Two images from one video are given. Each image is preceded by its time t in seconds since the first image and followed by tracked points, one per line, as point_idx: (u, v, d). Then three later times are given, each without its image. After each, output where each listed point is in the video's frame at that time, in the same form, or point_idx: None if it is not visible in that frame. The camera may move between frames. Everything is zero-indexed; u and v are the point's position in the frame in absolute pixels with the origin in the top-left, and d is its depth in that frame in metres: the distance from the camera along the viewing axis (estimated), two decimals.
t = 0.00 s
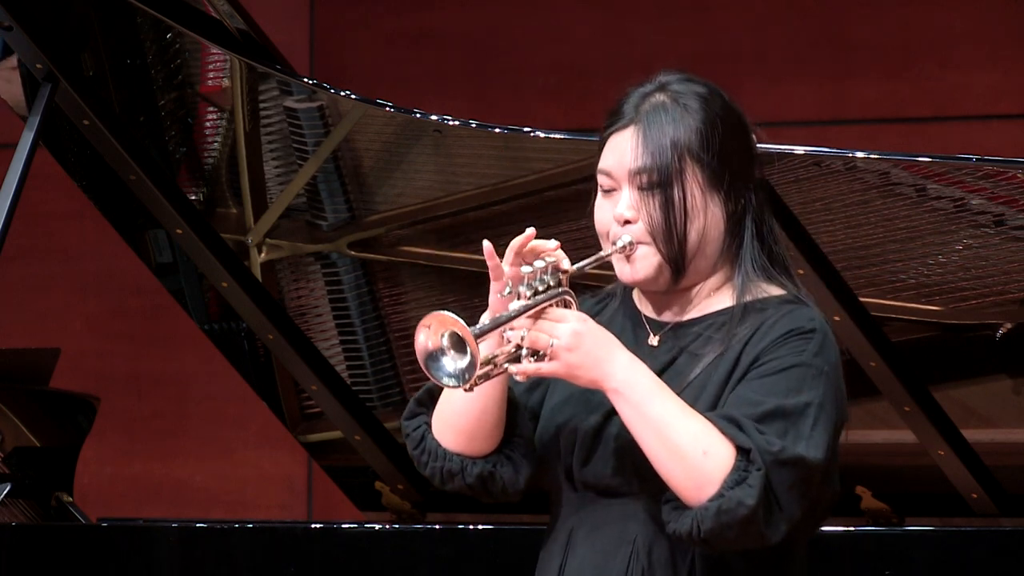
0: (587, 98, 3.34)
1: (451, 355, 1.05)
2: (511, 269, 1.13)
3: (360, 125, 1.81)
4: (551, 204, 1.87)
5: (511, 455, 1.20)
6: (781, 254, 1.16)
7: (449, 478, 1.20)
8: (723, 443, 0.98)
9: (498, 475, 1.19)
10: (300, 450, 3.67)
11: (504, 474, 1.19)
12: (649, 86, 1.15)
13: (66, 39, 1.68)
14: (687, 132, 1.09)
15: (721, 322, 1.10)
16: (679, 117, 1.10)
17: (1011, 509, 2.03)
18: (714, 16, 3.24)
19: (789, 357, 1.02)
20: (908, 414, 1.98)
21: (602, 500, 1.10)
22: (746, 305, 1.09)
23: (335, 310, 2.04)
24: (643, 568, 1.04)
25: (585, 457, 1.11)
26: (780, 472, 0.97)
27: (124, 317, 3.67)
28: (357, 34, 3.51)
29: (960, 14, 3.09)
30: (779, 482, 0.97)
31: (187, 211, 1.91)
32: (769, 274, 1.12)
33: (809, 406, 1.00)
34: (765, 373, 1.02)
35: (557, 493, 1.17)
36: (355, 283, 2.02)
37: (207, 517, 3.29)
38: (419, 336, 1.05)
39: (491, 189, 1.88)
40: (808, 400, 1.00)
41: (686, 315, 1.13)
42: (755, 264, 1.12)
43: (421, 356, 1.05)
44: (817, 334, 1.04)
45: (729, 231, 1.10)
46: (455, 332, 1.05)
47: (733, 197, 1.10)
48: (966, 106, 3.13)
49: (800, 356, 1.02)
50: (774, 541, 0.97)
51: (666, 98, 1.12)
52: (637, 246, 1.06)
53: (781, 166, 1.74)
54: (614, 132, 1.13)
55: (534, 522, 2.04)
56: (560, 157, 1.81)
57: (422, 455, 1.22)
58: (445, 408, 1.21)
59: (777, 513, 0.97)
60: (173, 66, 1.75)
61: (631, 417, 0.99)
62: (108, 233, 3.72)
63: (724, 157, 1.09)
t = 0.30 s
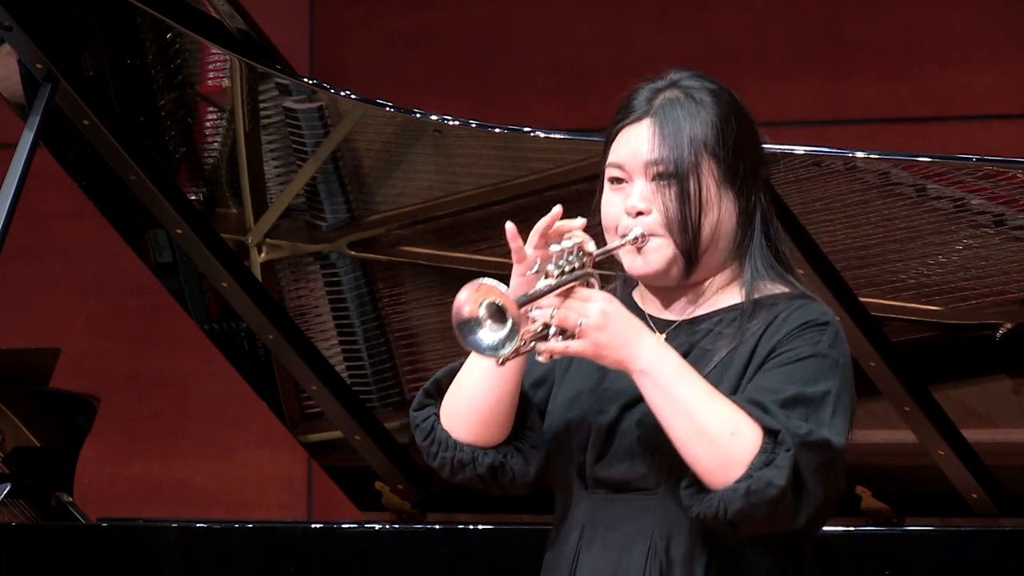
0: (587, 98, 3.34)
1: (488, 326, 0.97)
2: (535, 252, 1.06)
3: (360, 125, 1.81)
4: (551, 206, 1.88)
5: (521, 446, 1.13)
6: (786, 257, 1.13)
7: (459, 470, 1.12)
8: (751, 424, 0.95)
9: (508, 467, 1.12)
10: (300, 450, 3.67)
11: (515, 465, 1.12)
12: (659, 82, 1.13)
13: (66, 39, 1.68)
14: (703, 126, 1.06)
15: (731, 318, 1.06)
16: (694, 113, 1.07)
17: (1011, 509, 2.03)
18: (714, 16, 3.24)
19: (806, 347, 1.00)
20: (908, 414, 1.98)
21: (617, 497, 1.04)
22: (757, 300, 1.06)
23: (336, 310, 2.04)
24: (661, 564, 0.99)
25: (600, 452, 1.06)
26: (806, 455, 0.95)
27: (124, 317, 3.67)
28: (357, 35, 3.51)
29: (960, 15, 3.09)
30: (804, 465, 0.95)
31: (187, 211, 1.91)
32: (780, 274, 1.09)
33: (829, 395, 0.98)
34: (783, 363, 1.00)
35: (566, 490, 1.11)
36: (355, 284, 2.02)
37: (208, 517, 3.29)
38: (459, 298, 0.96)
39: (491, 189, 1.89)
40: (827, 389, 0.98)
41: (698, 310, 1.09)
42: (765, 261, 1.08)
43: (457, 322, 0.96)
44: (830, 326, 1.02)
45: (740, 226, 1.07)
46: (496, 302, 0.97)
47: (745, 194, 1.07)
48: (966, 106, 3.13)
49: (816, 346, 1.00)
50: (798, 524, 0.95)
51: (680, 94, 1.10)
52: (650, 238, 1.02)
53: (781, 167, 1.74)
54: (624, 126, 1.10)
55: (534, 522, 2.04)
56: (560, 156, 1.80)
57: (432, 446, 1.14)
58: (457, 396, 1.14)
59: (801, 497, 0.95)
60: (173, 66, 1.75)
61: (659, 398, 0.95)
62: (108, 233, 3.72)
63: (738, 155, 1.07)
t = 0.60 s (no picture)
0: (587, 98, 3.33)
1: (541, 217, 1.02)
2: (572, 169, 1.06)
3: (360, 125, 1.81)
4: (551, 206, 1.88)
5: (547, 380, 1.13)
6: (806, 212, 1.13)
7: (486, 401, 1.11)
8: (789, 341, 0.96)
9: (534, 398, 1.11)
10: (300, 450, 3.67)
11: (540, 398, 1.11)
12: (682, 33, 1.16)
13: (66, 39, 1.68)
14: (728, 72, 1.10)
15: (753, 263, 1.07)
16: (720, 60, 1.11)
17: (1011, 509, 2.04)
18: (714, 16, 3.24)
19: (834, 282, 1.01)
20: (908, 414, 1.98)
21: (648, 438, 1.04)
22: (777, 247, 1.06)
23: (336, 309, 2.04)
24: (696, 500, 0.99)
25: (631, 391, 1.05)
26: (846, 375, 0.96)
27: (124, 317, 3.67)
28: (357, 34, 3.51)
29: (960, 15, 3.10)
30: (843, 385, 0.96)
31: (187, 211, 1.91)
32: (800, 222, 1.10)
33: (859, 326, 0.99)
34: (811, 296, 1.00)
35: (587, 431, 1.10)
36: (355, 283, 2.02)
37: (207, 518, 3.29)
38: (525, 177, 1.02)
39: (490, 189, 1.89)
40: (857, 320, 0.99)
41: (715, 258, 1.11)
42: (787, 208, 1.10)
43: (516, 202, 1.02)
44: (855, 266, 1.03)
45: (761, 172, 1.10)
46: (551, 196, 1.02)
47: (765, 140, 1.10)
48: (966, 106, 3.12)
49: (844, 281, 1.01)
50: (835, 444, 0.96)
51: (705, 42, 1.12)
52: (674, 177, 1.05)
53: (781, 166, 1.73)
54: (646, 73, 1.14)
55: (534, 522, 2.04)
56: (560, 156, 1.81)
57: (457, 377, 1.13)
58: (485, 324, 1.13)
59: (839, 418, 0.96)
60: (173, 66, 1.74)
61: (699, 312, 0.96)
62: (108, 233, 3.72)
63: (761, 102, 1.10)
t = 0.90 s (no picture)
0: (587, 98, 3.33)
1: (551, 203, 1.02)
2: (592, 149, 1.10)
3: (360, 125, 1.81)
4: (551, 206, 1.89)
5: (583, 376, 1.14)
6: (834, 210, 1.16)
7: (523, 400, 1.12)
8: (793, 338, 0.97)
9: (571, 396, 1.13)
10: (300, 450, 3.67)
11: (577, 392, 1.13)
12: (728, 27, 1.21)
13: (66, 39, 1.68)
14: (766, 61, 1.14)
15: (775, 261, 1.08)
16: (757, 49, 1.15)
17: (1011, 509, 2.04)
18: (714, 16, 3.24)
19: (853, 281, 1.01)
20: (908, 414, 1.98)
21: (669, 436, 1.06)
22: (798, 246, 1.08)
23: (336, 309, 2.04)
24: (716, 500, 1.01)
25: (651, 390, 1.07)
26: (848, 375, 0.95)
27: (124, 317, 3.67)
28: (357, 34, 3.51)
29: (960, 15, 3.10)
30: (846, 387, 0.95)
31: (187, 211, 1.91)
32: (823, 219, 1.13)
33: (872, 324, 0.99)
34: (828, 295, 1.01)
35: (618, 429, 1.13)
36: (355, 283, 2.02)
37: (207, 518, 3.29)
38: (531, 166, 1.02)
39: (490, 189, 1.90)
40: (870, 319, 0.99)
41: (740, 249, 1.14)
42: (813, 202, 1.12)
43: (523, 190, 1.02)
44: (877, 267, 1.04)
45: (788, 159, 1.13)
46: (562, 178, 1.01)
47: (795, 129, 1.14)
48: (966, 106, 3.12)
49: (863, 281, 1.01)
50: (837, 443, 0.95)
51: (748, 33, 1.18)
52: (699, 151, 1.09)
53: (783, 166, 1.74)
54: (690, 54, 1.19)
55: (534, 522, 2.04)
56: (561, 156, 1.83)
57: (492, 377, 1.14)
58: (517, 323, 1.15)
59: (841, 419, 0.96)
60: (173, 66, 1.74)
61: (705, 297, 0.98)
62: (108, 233, 3.72)
63: (793, 93, 1.15)
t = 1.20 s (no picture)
0: (587, 98, 3.34)
1: (543, 256, 1.07)
2: (597, 183, 1.12)
3: (360, 125, 1.81)
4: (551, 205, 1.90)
5: (594, 392, 1.19)
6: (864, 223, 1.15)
7: (535, 417, 1.18)
8: (792, 373, 0.98)
9: (584, 412, 1.18)
10: (300, 450, 3.67)
11: (591, 409, 1.18)
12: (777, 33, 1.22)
13: (66, 39, 1.68)
14: (806, 70, 1.15)
15: (799, 272, 1.09)
16: (799, 56, 1.16)
17: (1011, 509, 2.04)
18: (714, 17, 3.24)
19: (866, 305, 1.02)
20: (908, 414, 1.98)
21: (675, 442, 1.10)
22: (821, 259, 1.09)
23: (336, 309, 2.04)
24: (717, 510, 1.05)
25: (658, 398, 1.11)
26: (845, 413, 0.95)
27: (124, 317, 3.67)
28: (357, 34, 3.51)
29: (960, 15, 3.10)
30: (842, 424, 0.96)
31: (187, 211, 1.91)
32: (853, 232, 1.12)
33: (880, 352, 0.99)
34: (839, 317, 1.02)
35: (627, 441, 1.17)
36: (355, 283, 2.03)
37: (208, 518, 3.29)
38: (512, 233, 1.07)
39: (490, 189, 1.91)
40: (879, 346, 0.99)
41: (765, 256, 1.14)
42: (841, 213, 1.12)
43: (513, 254, 1.07)
44: (894, 287, 1.04)
45: (817, 168, 1.13)
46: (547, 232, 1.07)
47: (830, 139, 1.14)
48: (966, 106, 3.12)
49: (876, 304, 1.02)
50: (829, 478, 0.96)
51: (793, 40, 1.19)
52: (727, 153, 1.11)
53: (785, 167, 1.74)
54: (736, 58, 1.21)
55: (534, 522, 2.04)
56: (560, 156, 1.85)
57: (507, 395, 1.19)
58: (531, 344, 1.21)
59: (834, 454, 0.96)
60: (173, 66, 1.74)
61: (708, 327, 1.01)
62: (108, 233, 3.72)
63: (831, 103, 1.15)
